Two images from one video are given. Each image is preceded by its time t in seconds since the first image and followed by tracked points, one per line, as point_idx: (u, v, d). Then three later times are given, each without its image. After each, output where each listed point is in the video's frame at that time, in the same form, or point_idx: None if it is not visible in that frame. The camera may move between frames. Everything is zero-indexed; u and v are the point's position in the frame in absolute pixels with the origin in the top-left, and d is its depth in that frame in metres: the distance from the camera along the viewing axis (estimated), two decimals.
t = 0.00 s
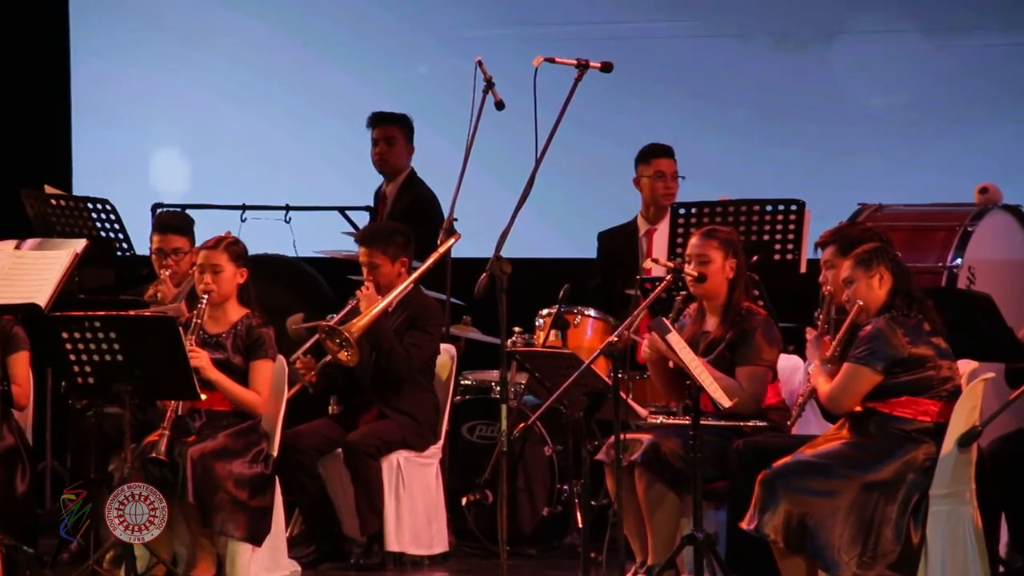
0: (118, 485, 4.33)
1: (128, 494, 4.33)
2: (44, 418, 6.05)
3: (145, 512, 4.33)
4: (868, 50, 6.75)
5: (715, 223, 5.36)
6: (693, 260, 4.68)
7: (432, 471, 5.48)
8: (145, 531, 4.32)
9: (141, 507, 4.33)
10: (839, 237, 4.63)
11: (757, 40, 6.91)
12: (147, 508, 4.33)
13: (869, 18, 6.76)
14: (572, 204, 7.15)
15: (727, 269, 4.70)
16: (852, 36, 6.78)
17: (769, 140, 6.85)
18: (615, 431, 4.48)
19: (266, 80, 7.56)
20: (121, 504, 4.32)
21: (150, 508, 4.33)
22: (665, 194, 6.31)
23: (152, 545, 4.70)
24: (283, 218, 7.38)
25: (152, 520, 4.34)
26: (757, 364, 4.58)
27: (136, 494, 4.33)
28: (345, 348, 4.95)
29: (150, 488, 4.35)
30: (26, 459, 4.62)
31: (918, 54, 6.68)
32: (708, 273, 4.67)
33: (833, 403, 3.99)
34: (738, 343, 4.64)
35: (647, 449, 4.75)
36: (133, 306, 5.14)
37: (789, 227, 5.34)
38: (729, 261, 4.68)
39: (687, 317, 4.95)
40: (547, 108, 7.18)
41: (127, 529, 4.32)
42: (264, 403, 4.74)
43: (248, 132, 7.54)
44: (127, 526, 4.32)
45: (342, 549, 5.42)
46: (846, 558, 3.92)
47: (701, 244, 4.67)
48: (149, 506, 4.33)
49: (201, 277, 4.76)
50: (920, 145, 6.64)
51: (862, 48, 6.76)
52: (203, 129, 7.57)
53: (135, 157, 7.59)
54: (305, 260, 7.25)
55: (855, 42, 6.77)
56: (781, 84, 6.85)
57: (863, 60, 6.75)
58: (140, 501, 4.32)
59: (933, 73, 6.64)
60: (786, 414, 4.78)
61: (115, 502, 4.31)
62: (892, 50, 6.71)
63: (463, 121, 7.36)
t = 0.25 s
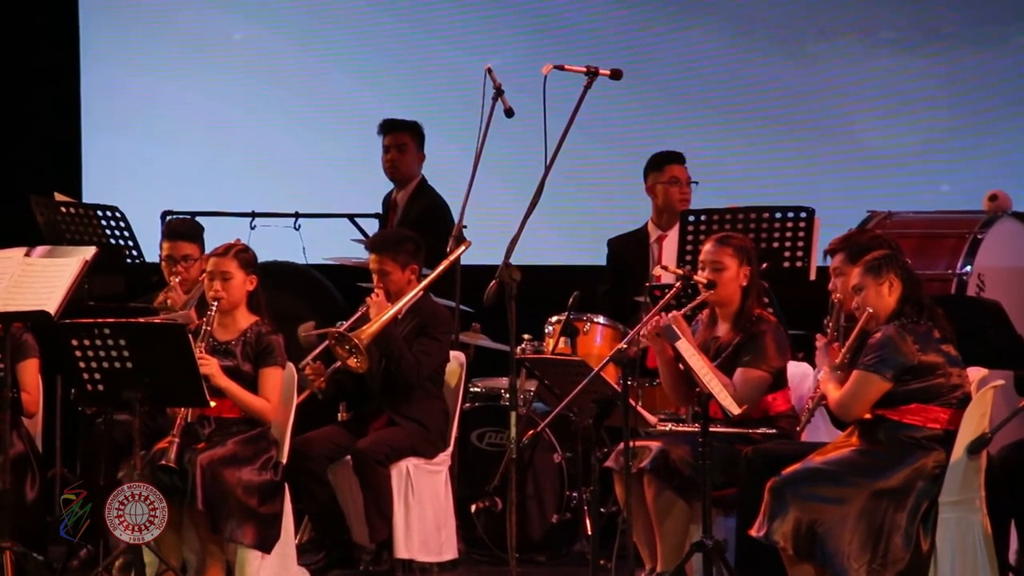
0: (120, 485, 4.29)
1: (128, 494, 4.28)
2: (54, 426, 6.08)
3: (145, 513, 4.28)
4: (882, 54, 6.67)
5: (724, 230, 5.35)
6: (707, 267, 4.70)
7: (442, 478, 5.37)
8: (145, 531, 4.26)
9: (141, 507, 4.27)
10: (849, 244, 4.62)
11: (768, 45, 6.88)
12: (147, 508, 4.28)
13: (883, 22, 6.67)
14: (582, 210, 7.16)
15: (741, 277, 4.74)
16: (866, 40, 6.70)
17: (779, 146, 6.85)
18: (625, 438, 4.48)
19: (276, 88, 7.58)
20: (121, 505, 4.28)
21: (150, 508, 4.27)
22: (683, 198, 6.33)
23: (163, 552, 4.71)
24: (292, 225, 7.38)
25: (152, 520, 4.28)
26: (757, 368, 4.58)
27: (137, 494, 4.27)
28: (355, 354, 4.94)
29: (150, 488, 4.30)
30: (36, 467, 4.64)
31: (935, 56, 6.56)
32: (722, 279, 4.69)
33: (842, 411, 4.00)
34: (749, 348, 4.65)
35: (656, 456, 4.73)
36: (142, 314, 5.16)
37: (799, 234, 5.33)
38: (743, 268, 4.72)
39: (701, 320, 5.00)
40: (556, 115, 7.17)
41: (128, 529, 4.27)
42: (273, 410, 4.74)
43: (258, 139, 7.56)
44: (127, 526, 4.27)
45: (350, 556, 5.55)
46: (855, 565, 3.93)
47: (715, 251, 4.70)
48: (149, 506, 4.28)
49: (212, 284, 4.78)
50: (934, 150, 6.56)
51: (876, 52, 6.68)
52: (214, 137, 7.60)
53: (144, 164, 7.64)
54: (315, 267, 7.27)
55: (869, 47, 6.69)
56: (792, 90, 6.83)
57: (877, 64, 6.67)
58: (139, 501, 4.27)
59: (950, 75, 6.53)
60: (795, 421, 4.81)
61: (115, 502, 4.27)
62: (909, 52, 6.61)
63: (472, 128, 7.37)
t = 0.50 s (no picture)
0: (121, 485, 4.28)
1: (128, 494, 4.27)
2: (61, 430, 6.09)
3: (145, 513, 4.27)
4: (889, 58, 6.66)
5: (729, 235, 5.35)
6: (720, 272, 4.74)
7: (449, 482, 5.32)
8: (145, 531, 4.26)
9: (142, 507, 4.26)
10: (856, 249, 4.62)
11: (774, 49, 6.87)
12: (147, 508, 4.27)
13: (891, 26, 6.66)
14: (589, 215, 7.16)
15: (752, 281, 4.78)
16: (873, 45, 6.69)
17: (785, 151, 6.84)
18: (631, 443, 4.47)
19: (283, 93, 7.60)
20: (121, 505, 4.29)
21: (150, 508, 4.26)
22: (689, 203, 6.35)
23: (169, 556, 4.69)
24: (299, 229, 7.39)
25: (153, 520, 4.27)
26: (762, 370, 4.61)
27: (137, 494, 4.26)
28: (362, 358, 4.95)
29: (151, 488, 4.29)
30: (42, 472, 4.64)
31: (942, 61, 6.56)
32: (733, 284, 4.73)
33: (849, 415, 4.01)
34: (756, 350, 4.69)
35: (662, 460, 4.72)
36: (149, 318, 5.17)
37: (805, 239, 5.33)
38: (754, 274, 4.76)
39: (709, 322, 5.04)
40: (563, 119, 7.17)
41: (128, 529, 4.26)
42: (281, 414, 4.74)
43: (266, 144, 7.57)
44: (127, 526, 4.26)
45: (357, 560, 5.56)
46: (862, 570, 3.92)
47: (727, 255, 4.73)
48: (150, 506, 4.27)
49: (218, 288, 4.78)
50: (941, 154, 6.55)
51: (883, 56, 6.67)
52: (221, 142, 7.62)
53: (150, 166, 7.63)
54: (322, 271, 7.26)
55: (877, 51, 6.69)
56: (798, 93, 6.82)
57: (885, 69, 6.67)
58: (140, 501, 4.26)
59: (957, 79, 6.52)
60: (801, 425, 4.83)
61: (115, 502, 4.27)
62: (916, 57, 6.61)
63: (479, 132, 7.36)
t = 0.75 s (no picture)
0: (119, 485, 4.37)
1: (128, 494, 4.35)
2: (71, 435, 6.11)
3: (145, 512, 4.36)
4: (898, 62, 6.63)
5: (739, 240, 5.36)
6: (734, 275, 4.76)
7: (458, 487, 5.33)
8: (145, 531, 4.34)
9: (142, 507, 4.34)
10: (866, 253, 4.62)
11: (783, 53, 6.86)
12: (147, 508, 4.36)
13: (900, 30, 6.63)
14: (597, 220, 7.16)
15: (765, 285, 4.80)
16: (883, 48, 6.66)
17: (794, 155, 6.83)
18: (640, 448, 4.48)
19: (292, 98, 7.61)
20: (121, 504, 4.36)
21: (150, 508, 4.34)
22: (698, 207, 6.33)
23: (179, 561, 4.69)
24: (308, 234, 7.43)
25: (153, 520, 4.35)
26: (776, 375, 4.65)
27: (137, 494, 4.34)
28: (372, 363, 4.96)
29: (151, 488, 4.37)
30: (52, 477, 4.67)
31: (951, 65, 6.53)
32: (748, 288, 4.74)
33: (858, 419, 4.01)
34: (768, 354, 4.72)
35: (671, 465, 4.73)
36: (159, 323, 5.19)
37: (814, 242, 5.31)
38: (768, 277, 4.78)
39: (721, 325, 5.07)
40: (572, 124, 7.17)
41: (128, 529, 4.35)
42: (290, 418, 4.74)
43: (275, 149, 7.58)
44: (127, 526, 4.35)
45: (366, 565, 5.55)
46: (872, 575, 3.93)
47: (741, 259, 4.76)
48: (150, 506, 4.35)
49: (227, 293, 4.79)
50: (951, 158, 6.52)
51: (892, 60, 6.64)
52: (231, 147, 7.64)
53: (159, 171, 7.66)
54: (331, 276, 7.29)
55: (886, 54, 6.65)
56: (807, 97, 6.81)
57: (894, 72, 6.63)
58: (140, 501, 4.34)
59: (967, 83, 6.50)
60: (811, 429, 4.84)
61: (115, 502, 4.34)
62: (926, 61, 6.58)
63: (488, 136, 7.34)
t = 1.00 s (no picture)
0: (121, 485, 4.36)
1: (129, 495, 4.34)
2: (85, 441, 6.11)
3: (145, 513, 4.34)
4: (912, 65, 6.61)
5: (754, 243, 5.35)
6: (751, 279, 4.76)
7: (471, 491, 5.33)
8: (145, 531, 4.32)
9: (142, 507, 4.34)
10: (879, 258, 4.62)
11: (796, 57, 6.86)
12: (146, 508, 4.33)
13: (914, 33, 6.62)
14: (609, 224, 7.15)
15: (781, 287, 4.81)
16: (897, 51, 6.64)
17: (808, 159, 6.82)
18: (654, 452, 4.47)
19: (306, 104, 7.63)
20: (121, 504, 4.34)
21: (150, 508, 4.33)
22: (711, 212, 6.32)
23: (193, 564, 4.69)
24: (322, 238, 7.40)
25: (153, 520, 4.33)
26: (790, 377, 4.64)
27: (138, 494, 4.33)
28: (386, 366, 4.96)
29: (152, 488, 4.35)
30: (65, 482, 4.69)
31: (966, 69, 6.51)
32: (764, 290, 4.75)
33: (872, 423, 4.01)
34: (784, 356, 4.73)
35: (685, 469, 4.73)
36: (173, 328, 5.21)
37: (828, 248, 5.30)
38: (784, 280, 4.79)
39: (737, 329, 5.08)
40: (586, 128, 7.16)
41: (129, 528, 4.35)
42: (304, 423, 4.74)
43: (289, 154, 7.61)
44: (128, 525, 4.35)
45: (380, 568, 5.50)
46: None
47: (756, 262, 4.76)
48: (149, 506, 4.33)
49: (241, 297, 4.79)
50: (966, 162, 6.50)
51: (905, 64, 6.63)
52: (244, 153, 7.67)
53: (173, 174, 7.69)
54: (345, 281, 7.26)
55: (900, 58, 6.64)
56: (821, 101, 6.81)
57: (909, 76, 6.61)
58: (141, 501, 4.33)
59: (980, 86, 6.48)
60: (825, 433, 4.84)
61: (116, 502, 4.34)
62: (939, 64, 6.56)
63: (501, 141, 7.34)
